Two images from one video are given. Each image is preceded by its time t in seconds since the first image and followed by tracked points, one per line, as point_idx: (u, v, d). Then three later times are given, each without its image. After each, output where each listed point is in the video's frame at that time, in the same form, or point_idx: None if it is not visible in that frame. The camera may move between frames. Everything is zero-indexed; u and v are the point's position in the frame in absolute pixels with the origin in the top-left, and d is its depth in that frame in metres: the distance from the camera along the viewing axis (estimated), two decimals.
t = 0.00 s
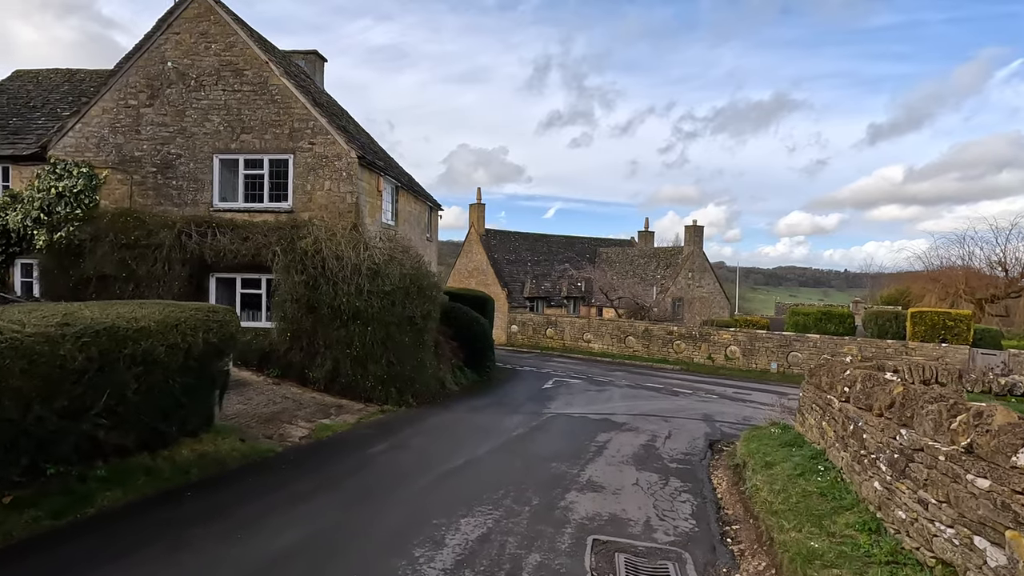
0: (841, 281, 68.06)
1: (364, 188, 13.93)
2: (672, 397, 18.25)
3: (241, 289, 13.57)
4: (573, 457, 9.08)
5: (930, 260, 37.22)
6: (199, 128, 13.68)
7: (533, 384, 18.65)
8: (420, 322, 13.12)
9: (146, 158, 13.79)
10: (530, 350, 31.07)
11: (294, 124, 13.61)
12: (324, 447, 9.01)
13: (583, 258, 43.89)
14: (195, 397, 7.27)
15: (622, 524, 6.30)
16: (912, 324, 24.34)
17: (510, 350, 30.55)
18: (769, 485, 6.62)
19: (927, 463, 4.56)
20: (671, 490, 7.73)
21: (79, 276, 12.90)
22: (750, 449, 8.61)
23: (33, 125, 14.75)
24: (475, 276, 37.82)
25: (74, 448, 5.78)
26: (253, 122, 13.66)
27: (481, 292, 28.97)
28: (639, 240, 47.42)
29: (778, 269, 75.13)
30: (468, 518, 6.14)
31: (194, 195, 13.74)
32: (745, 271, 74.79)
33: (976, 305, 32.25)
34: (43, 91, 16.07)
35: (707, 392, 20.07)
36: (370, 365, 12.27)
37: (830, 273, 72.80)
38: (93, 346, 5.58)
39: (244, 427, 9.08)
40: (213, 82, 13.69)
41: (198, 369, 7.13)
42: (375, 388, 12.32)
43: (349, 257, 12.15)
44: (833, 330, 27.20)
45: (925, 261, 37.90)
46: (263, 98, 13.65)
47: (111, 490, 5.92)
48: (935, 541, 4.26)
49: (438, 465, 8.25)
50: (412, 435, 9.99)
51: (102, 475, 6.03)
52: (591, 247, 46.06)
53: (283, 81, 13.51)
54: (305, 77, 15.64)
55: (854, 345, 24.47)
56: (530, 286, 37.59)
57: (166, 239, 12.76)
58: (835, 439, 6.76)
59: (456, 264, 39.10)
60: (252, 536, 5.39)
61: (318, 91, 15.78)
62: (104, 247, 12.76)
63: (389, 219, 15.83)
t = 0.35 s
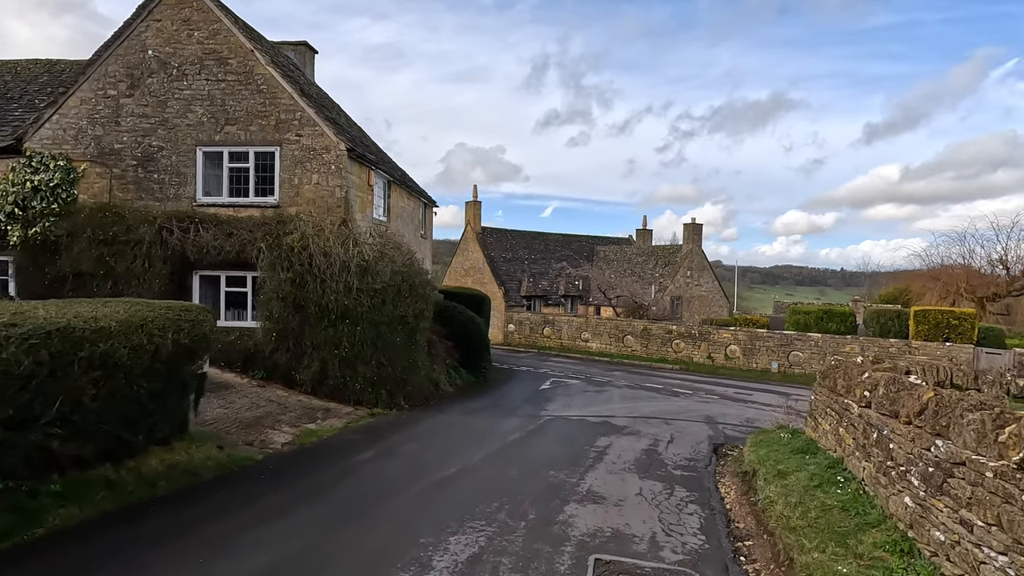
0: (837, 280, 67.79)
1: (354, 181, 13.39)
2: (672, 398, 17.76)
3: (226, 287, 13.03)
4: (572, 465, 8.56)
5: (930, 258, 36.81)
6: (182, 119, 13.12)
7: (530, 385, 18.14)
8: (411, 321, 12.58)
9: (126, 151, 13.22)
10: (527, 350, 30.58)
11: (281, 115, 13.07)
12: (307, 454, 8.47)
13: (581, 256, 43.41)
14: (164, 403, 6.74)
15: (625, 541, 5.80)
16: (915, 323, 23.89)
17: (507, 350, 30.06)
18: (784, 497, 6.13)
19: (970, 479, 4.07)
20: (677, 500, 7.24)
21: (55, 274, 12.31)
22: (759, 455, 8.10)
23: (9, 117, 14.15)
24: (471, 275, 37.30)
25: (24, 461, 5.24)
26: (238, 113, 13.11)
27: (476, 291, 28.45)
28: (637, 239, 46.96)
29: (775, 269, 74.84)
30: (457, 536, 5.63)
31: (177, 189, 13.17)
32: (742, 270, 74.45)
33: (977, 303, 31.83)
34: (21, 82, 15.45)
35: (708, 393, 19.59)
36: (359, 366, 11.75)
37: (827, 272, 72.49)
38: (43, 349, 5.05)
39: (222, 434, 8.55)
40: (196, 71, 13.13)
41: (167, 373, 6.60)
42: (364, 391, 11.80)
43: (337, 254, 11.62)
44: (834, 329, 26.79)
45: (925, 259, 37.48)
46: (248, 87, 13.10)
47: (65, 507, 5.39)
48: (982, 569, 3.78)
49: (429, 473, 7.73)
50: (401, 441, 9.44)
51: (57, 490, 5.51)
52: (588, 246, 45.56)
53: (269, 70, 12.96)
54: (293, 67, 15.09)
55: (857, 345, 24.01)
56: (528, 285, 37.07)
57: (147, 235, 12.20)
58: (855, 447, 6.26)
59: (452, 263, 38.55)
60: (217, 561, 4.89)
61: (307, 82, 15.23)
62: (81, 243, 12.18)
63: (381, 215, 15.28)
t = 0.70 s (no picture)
0: (835, 280, 67.45)
1: (340, 175, 12.86)
2: (671, 399, 17.25)
3: (207, 285, 12.50)
4: (567, 472, 8.03)
5: (931, 257, 36.34)
6: (161, 109, 12.58)
7: (525, 386, 17.63)
8: (400, 320, 12.05)
9: (103, 143, 12.67)
10: (524, 350, 30.07)
11: (263, 105, 12.54)
12: (285, 461, 7.94)
13: (578, 255, 42.92)
14: (124, 408, 6.22)
15: (623, 560, 5.28)
16: (918, 323, 23.40)
17: (503, 350, 29.56)
18: (796, 509, 5.63)
19: (1017, 498, 3.57)
20: (678, 511, 6.73)
21: (26, 271, 11.73)
22: (766, 462, 7.58)
23: None
24: (467, 274, 36.78)
25: None
26: (219, 103, 12.57)
27: (471, 290, 27.92)
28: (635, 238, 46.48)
29: (773, 268, 74.46)
30: (438, 556, 5.12)
31: (156, 182, 12.63)
32: (740, 269, 74.05)
33: (979, 302, 31.34)
34: None
35: (708, 394, 19.11)
36: (344, 367, 11.21)
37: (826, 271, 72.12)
38: None
39: (193, 440, 8.00)
40: (176, 59, 12.58)
41: (125, 375, 6.07)
42: (350, 393, 11.27)
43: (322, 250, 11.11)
44: (835, 328, 26.33)
45: (926, 258, 37.01)
46: (230, 76, 12.56)
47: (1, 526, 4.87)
48: None
49: (413, 482, 7.21)
50: (387, 447, 8.91)
51: None
52: (586, 245, 45.07)
53: (251, 58, 12.43)
54: (278, 57, 14.56)
55: (859, 344, 23.53)
56: (524, 285, 36.56)
57: (123, 230, 11.67)
58: (873, 456, 5.77)
59: (448, 262, 38.02)
60: None
61: (294, 73, 14.71)
62: (54, 239, 11.61)
63: (369, 210, 14.76)
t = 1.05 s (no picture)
0: (830, 280, 67.24)
1: (325, 169, 12.33)
2: (668, 402, 16.77)
3: (184, 285, 11.93)
4: (560, 485, 7.52)
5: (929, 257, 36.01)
6: (136, 101, 12.02)
7: (519, 389, 17.10)
8: (387, 321, 11.51)
9: (76, 136, 12.08)
10: (519, 351, 29.56)
11: (244, 97, 11.99)
12: (258, 472, 7.39)
13: (574, 255, 42.43)
14: (75, 419, 5.70)
15: None
16: (918, 323, 23.00)
17: (497, 351, 29.03)
18: (811, 529, 5.12)
19: None
20: (680, 528, 6.23)
21: None
22: (772, 473, 7.09)
23: None
24: (462, 274, 36.25)
25: None
26: (198, 94, 12.02)
27: (465, 290, 27.37)
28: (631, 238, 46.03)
29: (768, 269, 74.23)
30: None
31: (131, 177, 12.05)
32: (736, 270, 73.72)
33: (978, 303, 30.96)
34: None
35: (706, 396, 18.64)
36: (327, 370, 10.67)
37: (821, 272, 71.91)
38: None
39: (160, 450, 7.45)
40: (152, 48, 12.03)
41: (74, 383, 5.55)
42: (334, 398, 10.73)
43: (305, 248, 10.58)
44: (834, 329, 25.94)
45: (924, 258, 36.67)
46: (208, 67, 12.01)
47: None
48: None
49: (393, 497, 6.68)
50: (369, 457, 8.38)
51: None
52: (581, 245, 44.59)
53: (231, 47, 11.89)
54: (261, 48, 14.01)
55: (859, 345, 23.12)
56: (519, 285, 36.05)
57: (95, 227, 11.12)
58: (893, 470, 5.28)
59: (443, 262, 37.46)
60: None
61: (278, 65, 14.17)
62: (23, 236, 10.96)
63: (356, 207, 14.22)
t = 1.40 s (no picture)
0: (822, 281, 67.19)
1: (308, 162, 11.77)
2: (666, 404, 16.29)
3: (160, 283, 11.34)
4: (555, 496, 6.99)
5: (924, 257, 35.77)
6: (109, 90, 11.42)
7: (512, 391, 16.57)
8: (373, 321, 10.93)
9: (44, 126, 11.46)
10: (512, 352, 29.05)
11: (222, 86, 11.42)
12: (228, 484, 6.82)
13: (568, 255, 41.97)
14: (17, 431, 5.13)
15: None
16: (918, 324, 22.62)
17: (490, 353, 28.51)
18: (833, 549, 4.62)
19: None
20: (686, 544, 5.72)
21: None
22: (783, 483, 6.60)
23: None
24: (454, 274, 35.69)
25: None
26: (174, 83, 11.44)
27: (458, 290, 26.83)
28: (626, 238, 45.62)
29: (761, 270, 74.09)
30: None
31: (103, 170, 11.44)
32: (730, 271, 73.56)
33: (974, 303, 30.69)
34: None
35: (704, 398, 18.19)
36: (309, 373, 10.09)
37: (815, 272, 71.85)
38: None
39: (121, 461, 6.87)
40: (125, 34, 11.43)
41: (14, 390, 5.00)
42: (316, 402, 10.16)
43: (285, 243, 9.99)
44: (832, 329, 25.58)
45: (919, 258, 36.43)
46: (184, 53, 11.43)
47: None
48: None
49: (373, 512, 6.12)
50: (351, 467, 7.82)
51: None
52: (575, 245, 44.13)
53: (208, 33, 11.31)
54: (243, 36, 13.42)
55: (857, 346, 22.75)
56: (513, 285, 35.53)
57: (63, 222, 10.52)
58: (922, 483, 4.79)
59: (435, 262, 36.89)
60: None
61: (260, 55, 13.59)
62: None
63: (342, 203, 13.66)
